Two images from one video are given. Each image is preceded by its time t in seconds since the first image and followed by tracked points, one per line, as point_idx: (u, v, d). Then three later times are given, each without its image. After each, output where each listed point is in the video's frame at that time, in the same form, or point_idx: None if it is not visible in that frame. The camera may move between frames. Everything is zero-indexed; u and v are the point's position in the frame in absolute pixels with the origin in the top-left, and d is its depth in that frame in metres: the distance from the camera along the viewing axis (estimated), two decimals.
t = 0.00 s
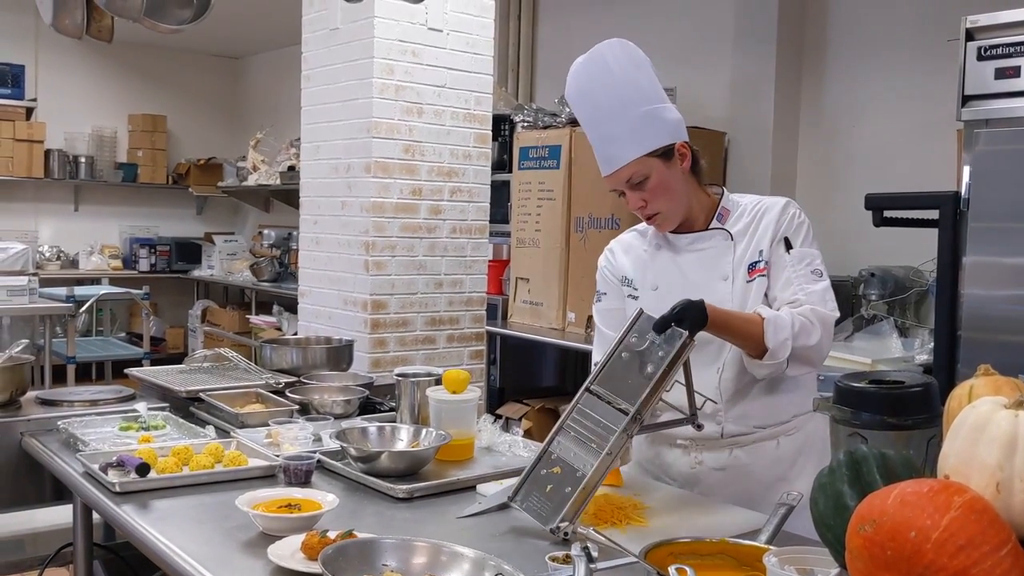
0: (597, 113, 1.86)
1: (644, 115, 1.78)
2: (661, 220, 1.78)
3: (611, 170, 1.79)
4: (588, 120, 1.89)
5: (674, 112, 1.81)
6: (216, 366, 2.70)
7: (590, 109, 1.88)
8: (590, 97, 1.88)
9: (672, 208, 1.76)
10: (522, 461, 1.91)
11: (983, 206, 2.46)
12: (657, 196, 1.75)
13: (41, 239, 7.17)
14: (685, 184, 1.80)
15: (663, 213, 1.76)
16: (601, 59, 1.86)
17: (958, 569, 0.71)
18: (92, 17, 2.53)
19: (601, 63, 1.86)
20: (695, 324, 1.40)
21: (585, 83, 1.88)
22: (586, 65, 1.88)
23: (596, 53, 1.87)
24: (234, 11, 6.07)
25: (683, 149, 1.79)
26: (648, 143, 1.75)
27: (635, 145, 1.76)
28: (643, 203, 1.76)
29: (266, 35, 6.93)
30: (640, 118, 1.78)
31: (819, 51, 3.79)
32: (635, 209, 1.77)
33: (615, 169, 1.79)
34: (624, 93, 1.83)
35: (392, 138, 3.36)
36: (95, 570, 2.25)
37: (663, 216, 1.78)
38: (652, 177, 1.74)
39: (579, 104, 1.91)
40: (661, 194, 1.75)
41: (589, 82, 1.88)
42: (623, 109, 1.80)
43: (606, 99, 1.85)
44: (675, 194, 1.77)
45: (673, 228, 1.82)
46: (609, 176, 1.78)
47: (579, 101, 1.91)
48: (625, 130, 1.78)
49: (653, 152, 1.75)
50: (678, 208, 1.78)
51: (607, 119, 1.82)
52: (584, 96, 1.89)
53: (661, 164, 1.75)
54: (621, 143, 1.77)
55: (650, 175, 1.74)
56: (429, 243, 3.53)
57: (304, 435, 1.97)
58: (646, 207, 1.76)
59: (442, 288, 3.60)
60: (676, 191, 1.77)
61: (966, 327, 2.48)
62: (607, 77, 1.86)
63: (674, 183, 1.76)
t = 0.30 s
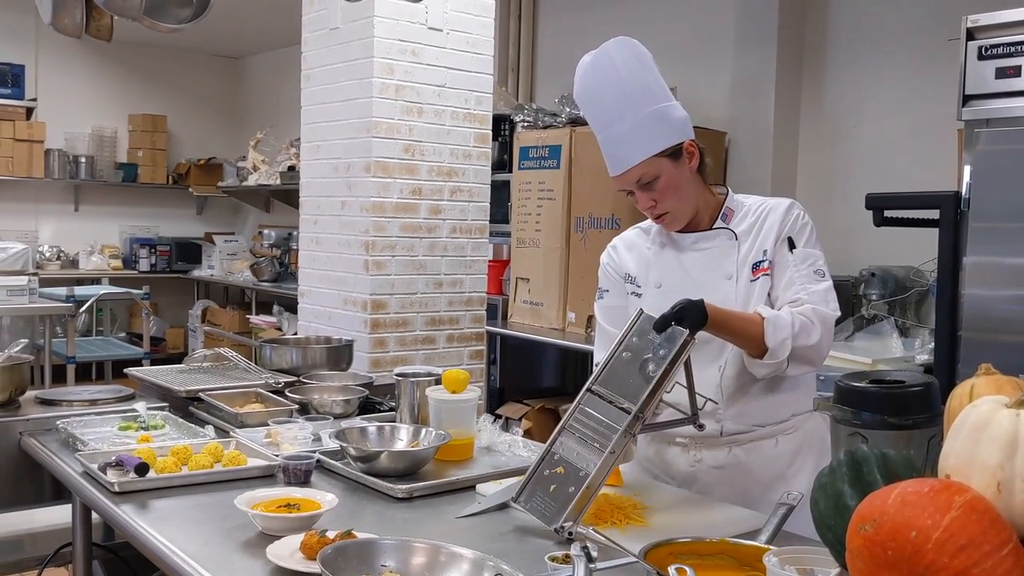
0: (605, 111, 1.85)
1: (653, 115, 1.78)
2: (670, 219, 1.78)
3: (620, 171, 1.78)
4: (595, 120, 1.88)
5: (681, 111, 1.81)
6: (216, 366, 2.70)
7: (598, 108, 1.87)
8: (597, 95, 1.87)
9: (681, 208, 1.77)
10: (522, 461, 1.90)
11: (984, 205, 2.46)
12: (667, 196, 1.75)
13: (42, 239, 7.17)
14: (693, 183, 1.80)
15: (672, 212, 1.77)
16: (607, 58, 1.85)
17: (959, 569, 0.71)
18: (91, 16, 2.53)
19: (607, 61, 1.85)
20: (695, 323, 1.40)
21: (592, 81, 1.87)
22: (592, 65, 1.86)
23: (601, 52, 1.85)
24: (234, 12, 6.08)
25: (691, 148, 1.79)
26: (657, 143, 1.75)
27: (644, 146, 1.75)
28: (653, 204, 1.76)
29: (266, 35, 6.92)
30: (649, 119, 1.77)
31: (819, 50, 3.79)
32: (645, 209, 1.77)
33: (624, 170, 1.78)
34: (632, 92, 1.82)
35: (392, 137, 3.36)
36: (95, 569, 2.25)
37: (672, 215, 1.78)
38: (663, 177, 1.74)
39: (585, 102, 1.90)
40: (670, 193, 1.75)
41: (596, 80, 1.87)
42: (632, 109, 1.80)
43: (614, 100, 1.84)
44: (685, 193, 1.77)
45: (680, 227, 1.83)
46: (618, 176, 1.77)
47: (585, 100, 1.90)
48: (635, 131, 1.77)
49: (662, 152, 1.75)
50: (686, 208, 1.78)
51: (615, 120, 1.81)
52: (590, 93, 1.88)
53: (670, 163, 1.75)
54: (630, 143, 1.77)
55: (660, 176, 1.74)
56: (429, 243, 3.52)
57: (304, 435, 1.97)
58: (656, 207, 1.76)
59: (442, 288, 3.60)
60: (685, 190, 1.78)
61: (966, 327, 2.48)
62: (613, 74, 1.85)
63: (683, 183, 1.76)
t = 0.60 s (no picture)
0: (614, 104, 1.85)
1: (662, 111, 1.78)
2: (672, 218, 1.78)
3: (624, 164, 1.76)
4: (604, 114, 1.87)
5: (688, 112, 1.81)
6: (216, 366, 2.70)
7: (607, 100, 1.86)
8: (607, 87, 1.86)
9: (684, 206, 1.77)
10: (521, 461, 1.90)
11: (985, 206, 2.45)
12: (671, 193, 1.75)
13: (42, 239, 7.17)
14: (697, 182, 1.80)
15: (675, 209, 1.77)
16: (619, 53, 1.85)
17: (958, 569, 0.71)
18: (91, 16, 2.53)
19: (620, 54, 1.85)
20: (727, 337, 1.36)
21: (602, 73, 1.87)
22: (604, 58, 1.86)
23: (614, 46, 1.85)
24: (234, 11, 6.08)
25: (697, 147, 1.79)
26: (664, 139, 1.74)
27: (651, 141, 1.74)
28: (656, 200, 1.75)
29: (267, 35, 6.93)
30: (657, 115, 1.77)
31: (820, 50, 3.79)
32: (648, 205, 1.76)
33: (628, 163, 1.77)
34: (641, 88, 1.82)
35: (392, 137, 3.36)
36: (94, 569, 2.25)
37: (674, 213, 1.78)
38: (669, 173, 1.74)
39: (595, 93, 1.89)
40: (675, 191, 1.75)
41: (608, 72, 1.86)
42: (641, 104, 1.80)
43: (624, 95, 1.83)
44: (689, 192, 1.77)
45: (682, 225, 1.82)
46: (622, 169, 1.76)
47: (596, 93, 1.89)
48: (643, 125, 1.76)
49: (669, 148, 1.74)
50: (688, 206, 1.78)
51: (624, 114, 1.81)
52: (600, 85, 1.88)
53: (676, 161, 1.75)
54: (638, 138, 1.76)
55: (666, 172, 1.73)
56: (429, 243, 3.52)
57: (303, 435, 1.96)
58: (658, 203, 1.75)
59: (442, 288, 3.59)
60: (689, 189, 1.77)
61: (966, 328, 2.48)
62: (625, 68, 1.84)
63: (688, 181, 1.76)
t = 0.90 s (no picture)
0: (617, 100, 1.84)
1: (665, 108, 1.77)
2: (672, 216, 1.76)
3: (627, 161, 1.76)
4: (608, 108, 1.86)
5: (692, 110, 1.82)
6: (215, 365, 2.70)
7: (611, 95, 1.85)
8: (611, 82, 1.85)
9: (685, 204, 1.75)
10: (521, 461, 1.90)
11: (984, 206, 2.45)
12: (672, 191, 1.74)
13: (42, 239, 7.17)
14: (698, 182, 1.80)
15: (676, 207, 1.75)
16: (624, 46, 1.84)
17: (958, 568, 0.71)
18: (90, 15, 2.53)
19: (624, 49, 1.83)
20: (734, 338, 1.35)
21: (606, 67, 1.86)
22: (609, 51, 1.84)
23: (620, 39, 1.84)
24: (234, 11, 6.08)
25: (699, 146, 1.80)
26: (669, 137, 1.74)
27: (655, 139, 1.74)
28: (658, 198, 1.74)
29: (267, 35, 6.93)
30: (662, 112, 1.77)
31: (820, 49, 3.79)
32: (649, 202, 1.74)
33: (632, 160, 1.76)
34: (644, 85, 1.82)
35: (393, 137, 3.36)
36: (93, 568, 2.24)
37: (675, 211, 1.76)
38: (672, 171, 1.73)
39: (598, 88, 1.88)
40: (677, 189, 1.74)
41: (611, 67, 1.85)
42: (645, 100, 1.80)
43: (628, 90, 1.83)
44: (691, 191, 1.77)
45: (682, 224, 1.82)
46: (625, 166, 1.75)
47: (600, 86, 1.88)
48: (648, 122, 1.76)
49: (673, 146, 1.74)
50: (690, 205, 1.77)
51: (627, 111, 1.80)
52: (603, 80, 1.86)
53: (679, 159, 1.74)
54: (642, 135, 1.75)
55: (669, 170, 1.73)
56: (429, 242, 3.52)
57: (303, 434, 1.96)
58: (660, 201, 1.74)
59: (441, 288, 3.59)
60: (690, 188, 1.76)
61: (966, 327, 2.48)
62: (629, 63, 1.83)
63: (690, 180, 1.76)
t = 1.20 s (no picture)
0: (620, 98, 1.84)
1: (668, 107, 1.77)
2: (672, 215, 1.75)
3: (629, 158, 1.75)
4: (610, 105, 1.86)
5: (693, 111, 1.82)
6: (214, 364, 2.70)
7: (614, 94, 1.85)
8: (613, 81, 1.85)
9: (686, 203, 1.74)
10: (520, 461, 1.90)
11: (983, 205, 2.45)
12: (673, 190, 1.72)
13: (41, 238, 7.17)
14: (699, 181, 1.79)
15: (677, 207, 1.74)
16: (628, 44, 1.84)
17: (956, 566, 0.71)
18: (89, 15, 2.53)
19: (627, 48, 1.84)
20: (731, 334, 1.36)
21: (609, 66, 1.86)
22: (613, 48, 1.85)
23: (624, 37, 1.84)
24: (234, 11, 6.08)
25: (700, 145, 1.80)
26: (671, 136, 1.74)
27: (658, 138, 1.74)
28: (659, 197, 1.72)
29: (266, 34, 6.92)
30: (664, 111, 1.76)
31: (819, 49, 3.79)
32: (650, 201, 1.73)
33: (633, 158, 1.75)
34: (647, 84, 1.82)
35: (392, 136, 3.36)
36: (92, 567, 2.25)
37: (676, 211, 1.75)
38: (673, 170, 1.72)
39: (601, 86, 1.88)
40: (679, 188, 1.73)
41: (615, 65, 1.85)
42: (647, 99, 1.79)
43: (632, 89, 1.83)
44: (692, 191, 1.76)
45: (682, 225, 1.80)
46: (627, 164, 1.74)
47: (603, 83, 1.88)
48: (650, 121, 1.76)
49: (675, 145, 1.74)
50: (691, 204, 1.76)
51: (630, 109, 1.80)
52: (607, 79, 1.86)
53: (680, 158, 1.74)
54: (645, 133, 1.75)
55: (671, 169, 1.72)
56: (428, 242, 3.52)
57: (302, 434, 1.96)
58: (661, 200, 1.73)
59: (441, 287, 3.59)
60: (691, 188, 1.75)
61: (966, 327, 2.48)
62: (632, 61, 1.83)
63: (691, 179, 1.75)
